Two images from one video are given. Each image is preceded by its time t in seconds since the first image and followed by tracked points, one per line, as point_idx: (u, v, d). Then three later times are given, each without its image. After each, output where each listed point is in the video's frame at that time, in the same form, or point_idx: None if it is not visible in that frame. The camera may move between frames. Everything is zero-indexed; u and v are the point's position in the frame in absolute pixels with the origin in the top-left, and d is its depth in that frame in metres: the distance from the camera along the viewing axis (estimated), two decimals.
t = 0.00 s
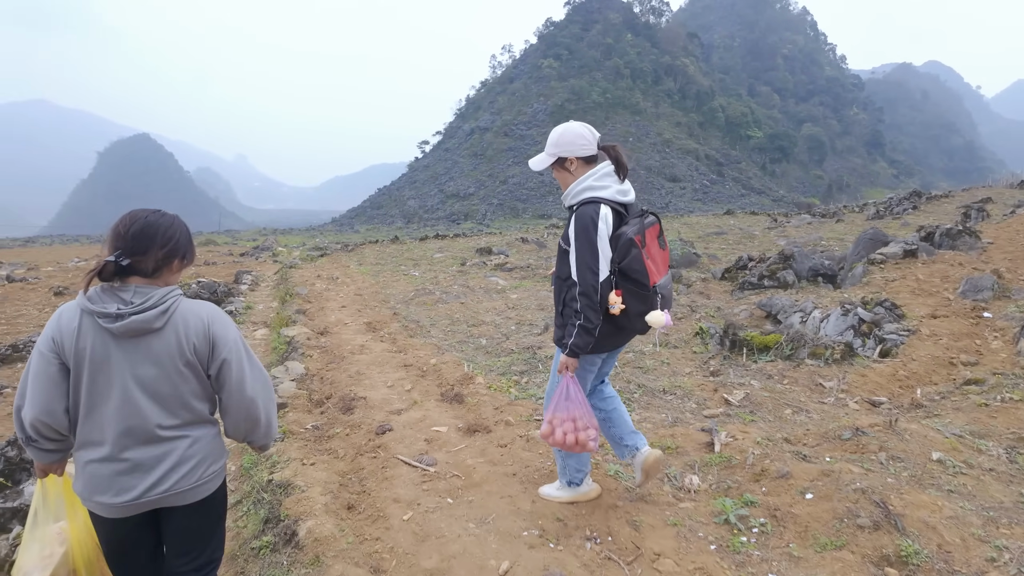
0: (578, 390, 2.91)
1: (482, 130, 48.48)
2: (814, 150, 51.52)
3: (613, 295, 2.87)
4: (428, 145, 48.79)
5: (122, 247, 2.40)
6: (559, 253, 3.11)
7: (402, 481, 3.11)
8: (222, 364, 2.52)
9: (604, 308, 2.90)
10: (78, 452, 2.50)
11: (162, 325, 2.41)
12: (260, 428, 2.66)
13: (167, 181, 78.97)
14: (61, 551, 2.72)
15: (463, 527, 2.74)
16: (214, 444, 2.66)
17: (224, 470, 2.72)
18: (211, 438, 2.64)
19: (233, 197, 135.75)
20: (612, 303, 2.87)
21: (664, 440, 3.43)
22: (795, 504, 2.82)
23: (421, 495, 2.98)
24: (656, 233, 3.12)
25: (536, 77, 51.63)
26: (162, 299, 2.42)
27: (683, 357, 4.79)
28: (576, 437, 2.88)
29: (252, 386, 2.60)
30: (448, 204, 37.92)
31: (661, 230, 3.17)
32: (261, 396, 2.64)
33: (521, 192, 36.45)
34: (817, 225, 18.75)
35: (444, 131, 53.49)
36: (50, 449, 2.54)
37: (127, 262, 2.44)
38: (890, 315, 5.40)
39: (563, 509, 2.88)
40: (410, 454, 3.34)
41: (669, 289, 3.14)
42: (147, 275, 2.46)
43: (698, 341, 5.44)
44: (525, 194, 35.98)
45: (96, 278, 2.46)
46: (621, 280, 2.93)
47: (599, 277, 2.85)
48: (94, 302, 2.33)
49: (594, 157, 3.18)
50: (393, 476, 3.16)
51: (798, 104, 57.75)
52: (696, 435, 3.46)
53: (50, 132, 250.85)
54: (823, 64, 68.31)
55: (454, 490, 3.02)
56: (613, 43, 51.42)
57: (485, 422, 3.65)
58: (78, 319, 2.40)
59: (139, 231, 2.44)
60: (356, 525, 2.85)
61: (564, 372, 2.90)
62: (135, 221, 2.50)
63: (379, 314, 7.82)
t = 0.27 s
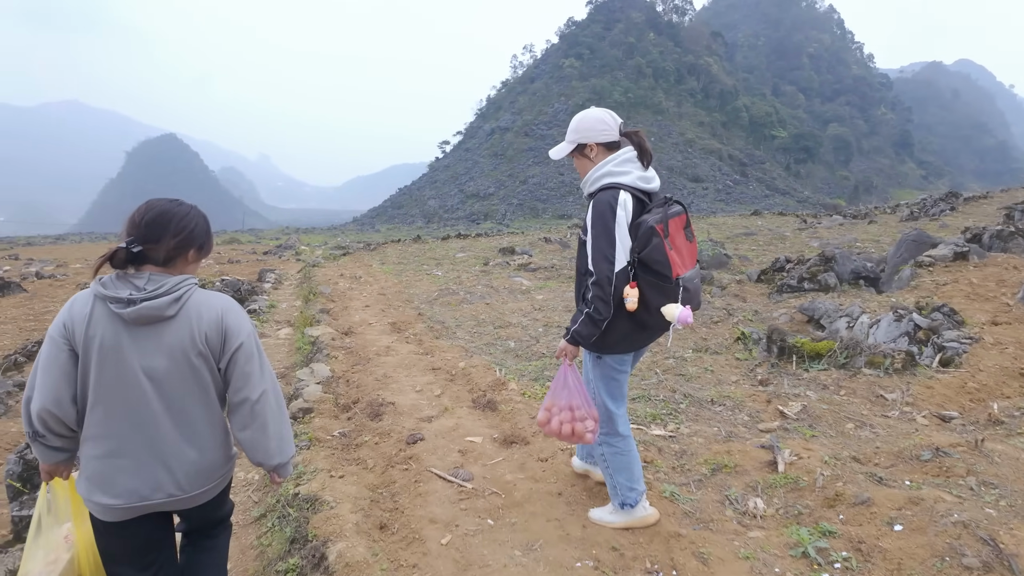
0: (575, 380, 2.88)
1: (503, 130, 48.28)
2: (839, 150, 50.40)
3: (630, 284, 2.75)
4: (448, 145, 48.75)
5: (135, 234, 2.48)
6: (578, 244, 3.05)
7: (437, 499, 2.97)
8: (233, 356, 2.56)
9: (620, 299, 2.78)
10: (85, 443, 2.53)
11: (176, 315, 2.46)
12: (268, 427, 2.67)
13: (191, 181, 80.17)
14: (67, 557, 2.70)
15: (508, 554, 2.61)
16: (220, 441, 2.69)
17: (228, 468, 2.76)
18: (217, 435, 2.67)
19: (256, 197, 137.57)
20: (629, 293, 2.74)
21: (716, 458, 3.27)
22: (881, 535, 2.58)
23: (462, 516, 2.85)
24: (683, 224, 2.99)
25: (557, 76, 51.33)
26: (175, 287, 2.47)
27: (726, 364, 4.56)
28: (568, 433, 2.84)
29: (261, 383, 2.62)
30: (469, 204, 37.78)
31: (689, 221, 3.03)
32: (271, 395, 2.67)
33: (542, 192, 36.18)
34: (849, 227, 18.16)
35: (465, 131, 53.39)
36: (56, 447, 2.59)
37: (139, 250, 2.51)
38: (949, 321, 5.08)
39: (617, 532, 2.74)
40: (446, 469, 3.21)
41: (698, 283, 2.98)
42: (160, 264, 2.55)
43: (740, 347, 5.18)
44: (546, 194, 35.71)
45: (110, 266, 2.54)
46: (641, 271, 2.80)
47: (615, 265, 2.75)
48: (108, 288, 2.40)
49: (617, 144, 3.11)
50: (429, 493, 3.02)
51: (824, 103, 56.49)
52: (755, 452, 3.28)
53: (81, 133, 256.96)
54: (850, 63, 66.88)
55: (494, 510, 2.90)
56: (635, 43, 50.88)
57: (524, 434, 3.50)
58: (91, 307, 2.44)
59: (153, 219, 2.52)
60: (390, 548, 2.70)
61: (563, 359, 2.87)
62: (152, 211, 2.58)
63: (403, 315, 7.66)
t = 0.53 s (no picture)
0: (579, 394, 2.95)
1: (521, 130, 48.05)
2: (864, 151, 49.33)
3: (640, 296, 2.76)
4: (467, 145, 48.69)
5: (158, 244, 2.41)
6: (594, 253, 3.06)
7: (471, 528, 2.82)
8: (255, 371, 2.42)
9: (630, 311, 2.79)
10: (111, 454, 2.48)
11: (198, 327, 2.36)
12: (294, 443, 2.53)
13: (213, 181, 81.28)
14: (79, 562, 2.59)
15: None
16: (245, 455, 2.57)
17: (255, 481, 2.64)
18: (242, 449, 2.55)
19: (276, 196, 139.18)
20: (639, 306, 2.75)
21: (773, 483, 3.08)
22: None
23: (500, 548, 2.70)
24: (701, 241, 2.98)
25: (576, 76, 51.01)
26: (198, 300, 2.37)
27: (770, 376, 4.34)
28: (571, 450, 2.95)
29: (285, 396, 2.45)
30: (487, 204, 37.63)
31: (709, 238, 3.03)
32: (297, 409, 2.52)
33: (560, 192, 35.91)
34: (878, 228, 17.59)
35: (483, 131, 53.24)
36: (85, 451, 2.58)
37: (162, 260, 2.44)
38: (1009, 331, 4.79)
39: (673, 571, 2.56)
40: (481, 493, 3.06)
41: (713, 302, 2.96)
42: (182, 275, 2.44)
43: (780, 356, 4.94)
44: (564, 194, 35.39)
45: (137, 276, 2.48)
46: (652, 285, 2.82)
47: (628, 276, 2.75)
48: (131, 300, 2.33)
49: (643, 153, 3.11)
50: (462, 521, 2.87)
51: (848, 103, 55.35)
52: (817, 478, 3.08)
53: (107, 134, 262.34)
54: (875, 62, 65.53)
55: (534, 542, 2.73)
56: (656, 42, 50.36)
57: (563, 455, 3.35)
58: (116, 318, 2.40)
59: (174, 230, 2.43)
60: None
61: (570, 372, 2.90)
62: (178, 219, 2.50)
63: (426, 317, 7.50)
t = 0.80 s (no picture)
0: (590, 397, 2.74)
1: (538, 130, 47.75)
2: (887, 150, 48.28)
3: (646, 296, 2.64)
4: (483, 145, 48.57)
5: (171, 236, 2.29)
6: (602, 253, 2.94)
7: (500, 557, 2.63)
8: (274, 365, 2.33)
9: (637, 312, 2.68)
10: (126, 448, 2.39)
11: (214, 319, 2.25)
12: (313, 439, 2.45)
13: (232, 181, 82.18)
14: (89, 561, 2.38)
15: None
16: (264, 449, 2.49)
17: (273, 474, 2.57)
18: (261, 443, 2.47)
19: (294, 195, 140.46)
20: (645, 305, 2.64)
21: (831, 511, 2.85)
22: None
23: None
24: (712, 238, 2.82)
25: (593, 75, 50.63)
26: (215, 291, 2.26)
27: (812, 389, 4.09)
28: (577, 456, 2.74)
29: (303, 391, 2.37)
30: (502, 204, 37.43)
31: (722, 235, 2.86)
32: (316, 404, 2.44)
33: (576, 192, 35.61)
34: (907, 230, 17.00)
35: (500, 131, 53.05)
36: (91, 447, 2.45)
37: (175, 253, 2.32)
38: None
39: None
40: (509, 517, 2.88)
41: (727, 301, 2.79)
42: (197, 267, 2.33)
43: (820, 365, 4.66)
44: (581, 194, 35.07)
45: (150, 268, 2.36)
46: (660, 284, 2.67)
47: (633, 275, 2.63)
48: (146, 291, 2.22)
49: (653, 148, 2.95)
50: (492, 548, 2.69)
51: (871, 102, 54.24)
52: (881, 507, 2.83)
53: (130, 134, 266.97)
54: (898, 60, 64.18)
55: None
56: (674, 41, 49.78)
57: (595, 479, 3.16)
58: (130, 310, 2.28)
59: (189, 220, 2.31)
60: None
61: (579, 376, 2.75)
62: (191, 211, 2.37)
63: (443, 319, 7.31)
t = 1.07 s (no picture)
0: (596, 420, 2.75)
1: (555, 129, 47.45)
2: (911, 150, 47.20)
3: (640, 319, 2.59)
4: (500, 144, 48.40)
5: (169, 247, 2.18)
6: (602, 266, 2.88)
7: None
8: (277, 379, 2.19)
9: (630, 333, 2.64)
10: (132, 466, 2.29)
11: (215, 333, 2.12)
12: (320, 452, 2.32)
13: (252, 180, 83.11)
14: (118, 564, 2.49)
15: None
16: (272, 462, 2.36)
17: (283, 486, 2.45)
18: (268, 457, 2.34)
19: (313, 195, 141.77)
20: (638, 328, 2.59)
21: (902, 549, 2.54)
22: None
23: None
24: (713, 262, 2.74)
25: (612, 74, 50.19)
26: (214, 304, 2.12)
27: (861, 403, 3.82)
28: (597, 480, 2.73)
29: (310, 403, 2.24)
30: (519, 203, 37.21)
31: (724, 258, 2.77)
32: (322, 416, 2.30)
33: (594, 192, 35.28)
34: (938, 231, 16.40)
35: (517, 131, 52.84)
36: (107, 459, 2.38)
37: (175, 264, 2.21)
38: None
39: None
40: (541, 550, 2.66)
41: (723, 327, 2.72)
42: (197, 280, 2.21)
43: (864, 376, 4.38)
44: (599, 194, 34.74)
45: (149, 281, 2.25)
46: (655, 306, 2.62)
47: (627, 297, 2.58)
48: (144, 306, 2.10)
49: (660, 162, 2.85)
50: None
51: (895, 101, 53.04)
52: (962, 547, 2.52)
53: (153, 135, 271.74)
54: (925, 58, 62.68)
55: None
56: (694, 39, 49.13)
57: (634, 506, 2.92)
58: (130, 324, 2.17)
59: (187, 229, 2.19)
60: None
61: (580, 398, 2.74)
62: (189, 220, 2.25)
63: (462, 322, 7.10)
